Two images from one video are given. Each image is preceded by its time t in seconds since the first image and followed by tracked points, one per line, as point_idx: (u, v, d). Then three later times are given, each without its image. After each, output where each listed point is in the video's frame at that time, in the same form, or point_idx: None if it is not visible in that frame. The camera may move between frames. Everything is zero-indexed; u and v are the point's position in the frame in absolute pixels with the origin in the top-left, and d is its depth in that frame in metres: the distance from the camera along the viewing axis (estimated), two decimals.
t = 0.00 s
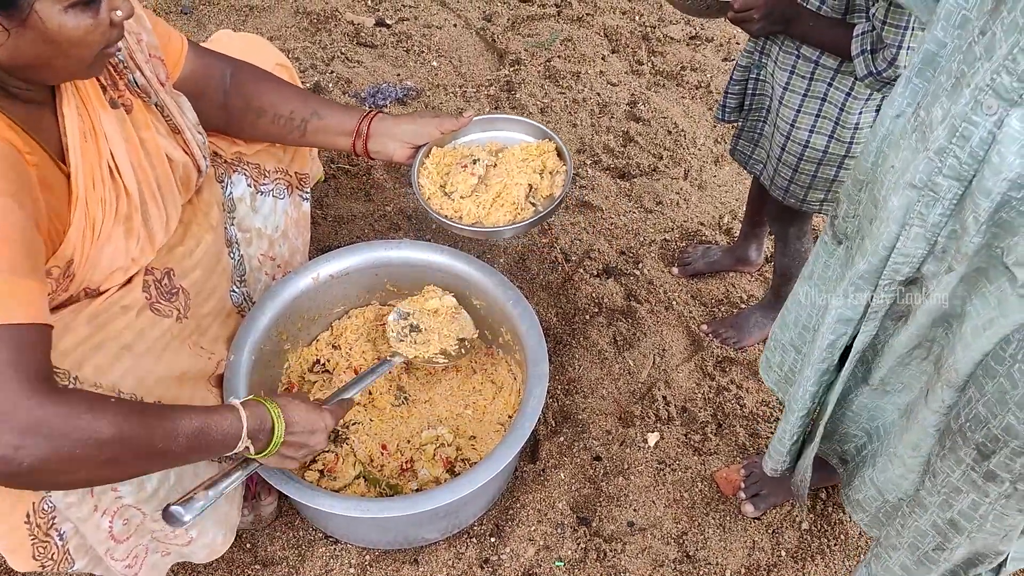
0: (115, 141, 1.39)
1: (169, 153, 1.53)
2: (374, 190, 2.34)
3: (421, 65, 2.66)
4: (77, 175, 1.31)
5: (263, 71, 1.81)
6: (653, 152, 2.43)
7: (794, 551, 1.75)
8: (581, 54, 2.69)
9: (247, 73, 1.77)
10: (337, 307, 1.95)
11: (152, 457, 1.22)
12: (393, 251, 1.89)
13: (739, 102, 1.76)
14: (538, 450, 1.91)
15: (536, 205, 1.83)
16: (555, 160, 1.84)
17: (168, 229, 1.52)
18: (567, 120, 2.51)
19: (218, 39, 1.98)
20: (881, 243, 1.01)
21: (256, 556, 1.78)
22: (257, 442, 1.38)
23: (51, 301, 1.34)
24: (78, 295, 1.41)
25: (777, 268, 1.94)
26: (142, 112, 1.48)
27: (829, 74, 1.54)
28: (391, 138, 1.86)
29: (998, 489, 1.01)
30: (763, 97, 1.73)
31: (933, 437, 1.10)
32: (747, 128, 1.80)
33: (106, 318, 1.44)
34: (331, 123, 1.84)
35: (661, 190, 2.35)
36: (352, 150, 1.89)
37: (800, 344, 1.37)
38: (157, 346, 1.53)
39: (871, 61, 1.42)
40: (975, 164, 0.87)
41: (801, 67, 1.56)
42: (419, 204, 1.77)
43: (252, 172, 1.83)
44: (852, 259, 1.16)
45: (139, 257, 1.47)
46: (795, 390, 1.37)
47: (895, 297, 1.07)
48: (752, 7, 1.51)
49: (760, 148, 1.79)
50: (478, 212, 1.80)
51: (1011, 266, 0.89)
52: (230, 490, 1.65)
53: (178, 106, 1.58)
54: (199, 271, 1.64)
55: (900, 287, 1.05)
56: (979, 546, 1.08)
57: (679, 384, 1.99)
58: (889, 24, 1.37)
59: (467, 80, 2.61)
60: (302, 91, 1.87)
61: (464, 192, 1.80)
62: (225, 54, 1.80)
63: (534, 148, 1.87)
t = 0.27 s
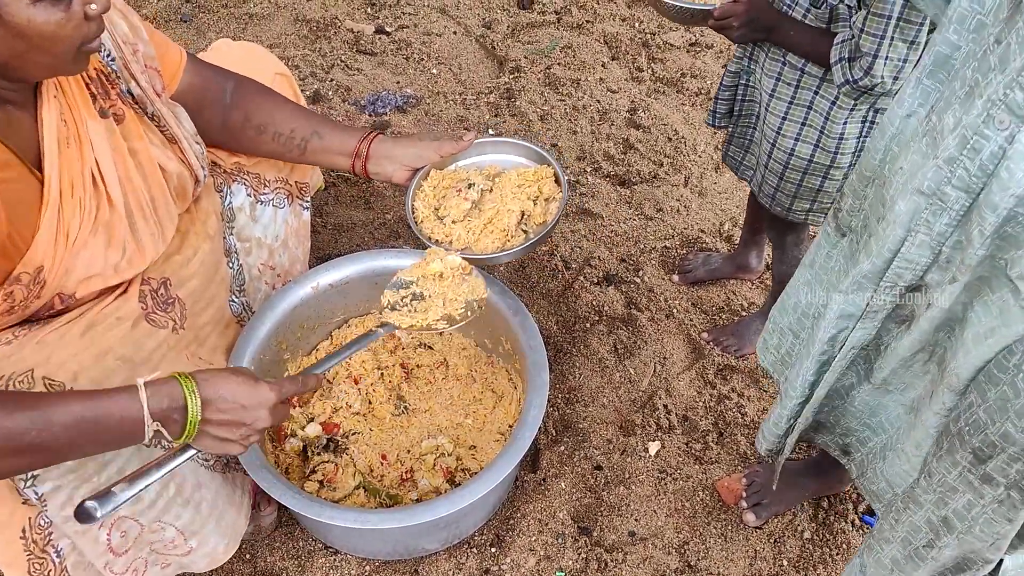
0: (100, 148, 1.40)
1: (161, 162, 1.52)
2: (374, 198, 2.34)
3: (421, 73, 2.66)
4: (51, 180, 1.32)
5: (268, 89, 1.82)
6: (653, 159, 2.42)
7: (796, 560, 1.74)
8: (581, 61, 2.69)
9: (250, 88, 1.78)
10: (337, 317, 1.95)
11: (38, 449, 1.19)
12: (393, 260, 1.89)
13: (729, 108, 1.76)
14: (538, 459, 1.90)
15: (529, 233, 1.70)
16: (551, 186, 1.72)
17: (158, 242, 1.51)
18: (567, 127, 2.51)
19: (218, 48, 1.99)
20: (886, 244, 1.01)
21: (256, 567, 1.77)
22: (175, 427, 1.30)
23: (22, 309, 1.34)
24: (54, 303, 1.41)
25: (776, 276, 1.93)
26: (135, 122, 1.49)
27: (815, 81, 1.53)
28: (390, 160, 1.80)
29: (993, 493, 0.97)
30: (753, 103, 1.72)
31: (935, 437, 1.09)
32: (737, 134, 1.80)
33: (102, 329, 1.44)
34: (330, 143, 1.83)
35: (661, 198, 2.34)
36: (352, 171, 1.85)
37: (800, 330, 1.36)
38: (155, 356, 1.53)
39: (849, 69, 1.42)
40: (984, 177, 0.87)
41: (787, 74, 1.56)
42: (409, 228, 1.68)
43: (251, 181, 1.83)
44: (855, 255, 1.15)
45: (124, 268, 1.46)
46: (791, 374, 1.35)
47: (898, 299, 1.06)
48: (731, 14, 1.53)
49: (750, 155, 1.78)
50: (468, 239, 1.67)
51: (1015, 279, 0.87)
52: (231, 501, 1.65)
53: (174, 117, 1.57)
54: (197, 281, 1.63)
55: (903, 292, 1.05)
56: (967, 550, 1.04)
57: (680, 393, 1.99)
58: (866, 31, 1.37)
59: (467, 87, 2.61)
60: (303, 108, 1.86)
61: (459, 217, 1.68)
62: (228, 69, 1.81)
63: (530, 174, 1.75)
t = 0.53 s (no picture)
0: (80, 157, 1.38)
1: (145, 173, 1.53)
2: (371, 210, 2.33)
3: (419, 84, 2.65)
4: (29, 191, 1.30)
5: (254, 109, 1.79)
6: (651, 169, 2.42)
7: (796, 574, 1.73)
8: (578, 71, 2.69)
9: (237, 109, 1.75)
10: (334, 331, 1.95)
11: (58, 428, 1.19)
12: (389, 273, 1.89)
13: (720, 120, 1.76)
14: (536, 473, 1.89)
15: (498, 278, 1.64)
16: (531, 232, 1.63)
17: (143, 253, 1.51)
18: (565, 137, 2.50)
19: (213, 62, 1.98)
20: (897, 271, 1.00)
21: None
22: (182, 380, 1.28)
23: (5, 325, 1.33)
24: (41, 317, 1.39)
25: (773, 288, 1.92)
26: (115, 132, 1.48)
27: (807, 96, 1.52)
28: (369, 189, 1.76)
29: (1009, 537, 1.02)
30: (744, 116, 1.72)
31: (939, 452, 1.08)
32: (727, 147, 1.79)
33: (95, 348, 1.43)
34: (310, 167, 1.78)
35: (659, 209, 2.33)
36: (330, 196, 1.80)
37: (810, 338, 1.35)
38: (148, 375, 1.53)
39: (838, 88, 1.41)
40: (996, 212, 0.86)
41: (779, 89, 1.56)
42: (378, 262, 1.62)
43: (247, 195, 1.83)
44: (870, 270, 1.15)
45: (110, 279, 1.45)
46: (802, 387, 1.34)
47: (910, 323, 1.05)
48: (722, 33, 1.53)
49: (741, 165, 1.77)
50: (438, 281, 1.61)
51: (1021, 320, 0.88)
52: (231, 517, 1.66)
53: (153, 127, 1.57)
54: (192, 297, 1.63)
55: (913, 317, 1.03)
56: None
57: (678, 406, 1.98)
58: (856, 50, 1.36)
59: (464, 98, 2.61)
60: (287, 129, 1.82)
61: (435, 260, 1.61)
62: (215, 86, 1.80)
63: (511, 216, 1.66)
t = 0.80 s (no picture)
0: (68, 184, 1.39)
1: (134, 197, 1.53)
2: (366, 230, 2.33)
3: (413, 103, 2.66)
4: (15, 222, 1.32)
5: (248, 126, 1.79)
6: (646, 187, 2.42)
7: None
8: (573, 89, 2.69)
9: (231, 125, 1.75)
10: (330, 352, 1.94)
11: (35, 476, 1.17)
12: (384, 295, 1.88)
13: (712, 147, 1.76)
14: (533, 494, 1.88)
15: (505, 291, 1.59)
16: (532, 240, 1.61)
17: (135, 276, 1.51)
18: (560, 155, 2.51)
19: (206, 85, 1.99)
20: (903, 301, 1.03)
21: None
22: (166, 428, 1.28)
23: None
24: (32, 346, 1.40)
25: (768, 306, 1.92)
26: (104, 157, 1.48)
27: (801, 121, 1.53)
28: (367, 204, 1.77)
29: None
30: (737, 142, 1.73)
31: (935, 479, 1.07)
32: (721, 172, 1.80)
33: (87, 373, 1.43)
34: (307, 183, 1.79)
35: (654, 226, 2.33)
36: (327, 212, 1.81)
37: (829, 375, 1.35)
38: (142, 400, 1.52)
39: (836, 113, 1.42)
40: (1001, 252, 0.90)
41: (773, 115, 1.56)
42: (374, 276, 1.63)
43: (240, 217, 1.83)
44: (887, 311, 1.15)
45: (102, 305, 1.45)
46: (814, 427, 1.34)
47: (916, 362, 1.08)
48: (714, 65, 1.53)
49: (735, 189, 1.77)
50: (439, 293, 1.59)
51: None
52: (234, 540, 1.65)
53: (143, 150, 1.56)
54: (185, 321, 1.62)
55: (919, 354, 1.06)
56: None
57: (675, 425, 1.97)
58: (852, 75, 1.37)
59: (458, 117, 2.61)
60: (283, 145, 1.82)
61: (433, 267, 1.61)
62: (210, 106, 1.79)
63: (512, 225, 1.65)
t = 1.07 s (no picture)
0: (54, 234, 1.39)
1: (121, 241, 1.52)
2: (353, 262, 2.33)
3: (399, 135, 2.67)
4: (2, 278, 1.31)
5: (244, 152, 1.78)
6: (632, 215, 2.43)
7: None
8: (557, 119, 2.71)
9: (229, 153, 1.74)
10: (317, 386, 1.92)
11: None
12: (371, 326, 1.87)
13: (696, 175, 1.77)
14: (524, 527, 1.86)
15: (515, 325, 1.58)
16: (543, 274, 1.61)
17: (123, 321, 1.50)
18: (545, 184, 2.52)
19: (190, 120, 1.99)
20: (883, 332, 1.04)
21: None
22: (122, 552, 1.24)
23: None
24: (19, 398, 1.40)
25: (755, 333, 1.92)
26: (90, 204, 1.48)
27: (786, 147, 1.54)
28: (370, 229, 1.76)
29: None
30: (721, 169, 1.74)
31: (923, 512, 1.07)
32: (704, 201, 1.81)
33: (70, 417, 1.41)
34: (307, 210, 1.78)
35: (641, 254, 2.34)
36: (329, 238, 1.80)
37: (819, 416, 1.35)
38: (126, 441, 1.50)
39: (825, 141, 1.43)
40: (975, 282, 0.91)
41: (757, 142, 1.57)
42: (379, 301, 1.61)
43: (226, 253, 1.82)
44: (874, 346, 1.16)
45: (90, 356, 1.44)
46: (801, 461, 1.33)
47: (895, 394, 1.09)
48: (701, 98, 1.54)
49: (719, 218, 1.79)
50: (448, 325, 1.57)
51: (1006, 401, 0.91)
52: None
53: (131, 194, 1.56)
54: (170, 359, 1.61)
55: (898, 387, 1.07)
56: None
57: (666, 453, 1.96)
58: (840, 104, 1.39)
59: (444, 147, 2.62)
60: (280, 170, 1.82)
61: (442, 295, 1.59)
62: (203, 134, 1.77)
63: (523, 257, 1.64)
